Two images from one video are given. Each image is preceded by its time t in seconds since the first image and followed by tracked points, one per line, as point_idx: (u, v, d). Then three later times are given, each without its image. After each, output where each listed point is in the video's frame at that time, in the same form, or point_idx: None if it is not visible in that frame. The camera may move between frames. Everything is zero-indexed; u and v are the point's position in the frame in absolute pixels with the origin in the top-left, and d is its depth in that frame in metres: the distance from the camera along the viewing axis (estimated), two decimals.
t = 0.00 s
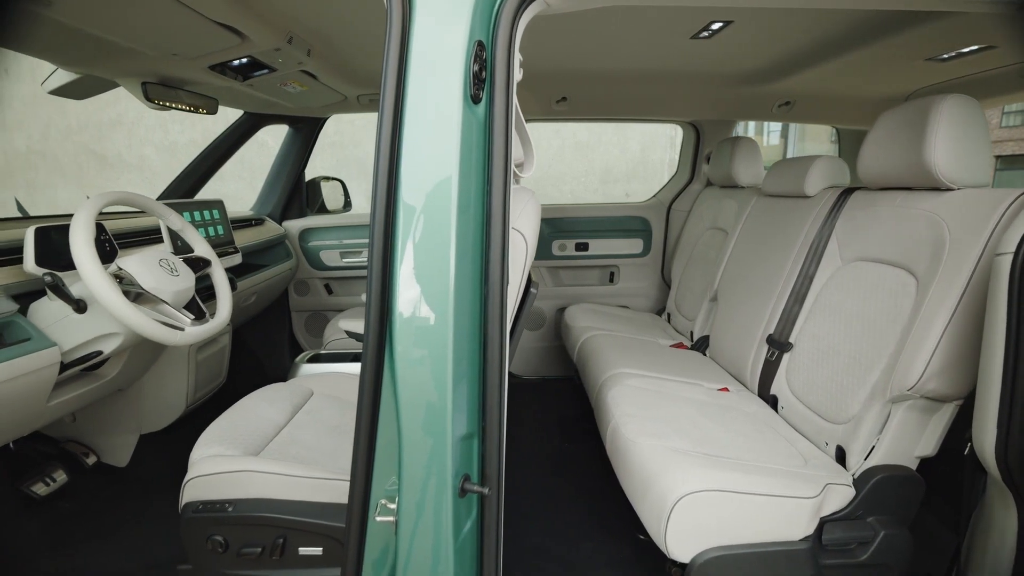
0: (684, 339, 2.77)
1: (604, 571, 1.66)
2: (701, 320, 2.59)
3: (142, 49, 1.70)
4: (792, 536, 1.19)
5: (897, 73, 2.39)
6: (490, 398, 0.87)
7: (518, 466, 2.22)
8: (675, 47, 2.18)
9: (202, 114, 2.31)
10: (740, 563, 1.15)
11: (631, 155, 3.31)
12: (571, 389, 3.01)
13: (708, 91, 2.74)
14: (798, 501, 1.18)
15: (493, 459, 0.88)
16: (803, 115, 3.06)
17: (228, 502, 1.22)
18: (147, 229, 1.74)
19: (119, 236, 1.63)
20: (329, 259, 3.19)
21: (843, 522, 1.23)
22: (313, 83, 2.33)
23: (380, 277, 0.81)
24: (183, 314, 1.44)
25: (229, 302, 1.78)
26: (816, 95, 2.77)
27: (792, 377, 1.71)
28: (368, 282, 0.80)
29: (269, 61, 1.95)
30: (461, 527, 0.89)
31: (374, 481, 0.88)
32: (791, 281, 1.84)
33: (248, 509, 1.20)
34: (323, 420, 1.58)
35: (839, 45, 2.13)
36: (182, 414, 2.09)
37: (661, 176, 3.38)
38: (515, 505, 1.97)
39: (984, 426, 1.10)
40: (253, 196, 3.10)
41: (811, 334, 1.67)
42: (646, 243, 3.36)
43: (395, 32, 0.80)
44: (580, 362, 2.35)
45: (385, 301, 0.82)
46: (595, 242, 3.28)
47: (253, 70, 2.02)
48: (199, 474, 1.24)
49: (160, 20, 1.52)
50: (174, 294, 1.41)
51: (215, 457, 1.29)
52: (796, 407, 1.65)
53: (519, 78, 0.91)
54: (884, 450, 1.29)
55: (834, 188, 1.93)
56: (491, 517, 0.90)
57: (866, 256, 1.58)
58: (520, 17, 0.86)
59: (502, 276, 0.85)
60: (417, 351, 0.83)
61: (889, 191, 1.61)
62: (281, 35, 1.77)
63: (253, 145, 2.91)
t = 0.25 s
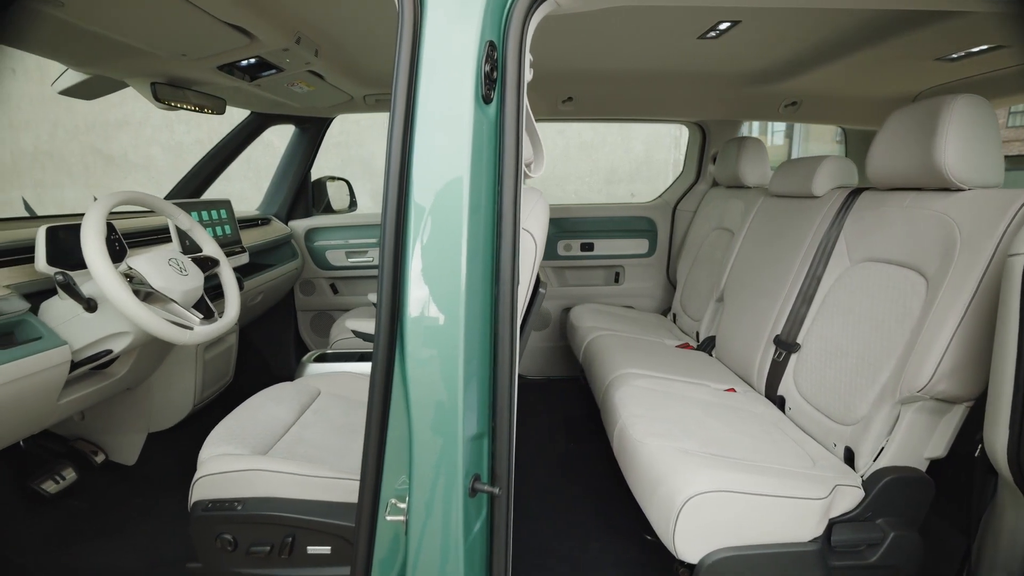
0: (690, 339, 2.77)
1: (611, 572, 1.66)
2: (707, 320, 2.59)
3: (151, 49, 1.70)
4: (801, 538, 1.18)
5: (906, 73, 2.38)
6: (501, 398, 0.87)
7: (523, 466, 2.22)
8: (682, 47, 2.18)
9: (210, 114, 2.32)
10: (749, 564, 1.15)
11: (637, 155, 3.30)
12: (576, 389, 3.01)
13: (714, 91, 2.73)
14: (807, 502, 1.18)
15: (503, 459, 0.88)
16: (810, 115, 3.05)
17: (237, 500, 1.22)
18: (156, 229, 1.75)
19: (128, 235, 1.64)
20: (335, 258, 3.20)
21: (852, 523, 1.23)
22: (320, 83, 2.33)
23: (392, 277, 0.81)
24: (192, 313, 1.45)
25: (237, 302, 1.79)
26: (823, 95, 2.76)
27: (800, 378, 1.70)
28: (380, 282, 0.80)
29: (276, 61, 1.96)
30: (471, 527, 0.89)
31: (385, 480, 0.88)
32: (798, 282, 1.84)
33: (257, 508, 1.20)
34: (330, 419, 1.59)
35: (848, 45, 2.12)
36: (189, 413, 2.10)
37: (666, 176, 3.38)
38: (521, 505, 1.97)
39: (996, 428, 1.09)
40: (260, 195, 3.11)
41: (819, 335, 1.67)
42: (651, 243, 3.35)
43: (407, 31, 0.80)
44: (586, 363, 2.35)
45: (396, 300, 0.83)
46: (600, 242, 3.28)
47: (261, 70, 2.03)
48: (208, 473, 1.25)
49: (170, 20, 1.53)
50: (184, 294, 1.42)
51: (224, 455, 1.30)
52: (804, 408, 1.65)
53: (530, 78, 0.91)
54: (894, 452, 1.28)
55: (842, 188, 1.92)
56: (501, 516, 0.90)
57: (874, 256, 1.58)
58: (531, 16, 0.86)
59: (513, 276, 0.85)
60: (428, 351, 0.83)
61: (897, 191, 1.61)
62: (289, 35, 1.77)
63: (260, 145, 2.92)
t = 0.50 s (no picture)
0: (695, 339, 2.76)
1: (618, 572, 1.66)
2: (713, 321, 2.58)
3: (160, 49, 1.71)
4: (810, 539, 1.18)
5: (914, 73, 2.37)
6: (511, 398, 0.87)
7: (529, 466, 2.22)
8: (689, 47, 2.17)
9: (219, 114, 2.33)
10: (758, 565, 1.15)
11: (642, 156, 3.29)
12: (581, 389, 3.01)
13: (721, 91, 2.73)
14: (816, 503, 1.17)
15: (513, 459, 0.88)
16: (817, 116, 3.04)
17: (246, 499, 1.23)
18: (164, 228, 1.75)
19: (137, 235, 1.65)
20: (341, 258, 3.21)
21: (861, 525, 1.22)
22: (327, 83, 2.34)
23: (403, 276, 0.81)
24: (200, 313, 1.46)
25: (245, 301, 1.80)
26: (830, 95, 2.75)
27: (808, 379, 1.70)
28: (391, 281, 0.80)
29: (284, 61, 1.97)
30: (481, 527, 0.89)
31: (395, 479, 0.88)
32: (806, 283, 1.83)
33: (266, 506, 1.21)
34: (338, 418, 1.59)
35: (857, 44, 2.11)
36: (197, 412, 2.10)
37: (672, 176, 3.37)
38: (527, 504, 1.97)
39: (1008, 430, 1.08)
40: (266, 195, 3.12)
41: (826, 336, 1.66)
42: (656, 244, 3.35)
43: (418, 32, 0.80)
44: (592, 363, 2.35)
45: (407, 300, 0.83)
46: (606, 242, 3.27)
47: (269, 70, 2.03)
48: (216, 472, 1.25)
49: (180, 20, 1.53)
50: (193, 293, 1.43)
51: (233, 454, 1.30)
52: (812, 409, 1.64)
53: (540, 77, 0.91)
54: (903, 453, 1.28)
55: (851, 189, 1.92)
56: (511, 516, 0.90)
57: (883, 257, 1.57)
58: (542, 17, 0.86)
59: (524, 276, 0.85)
60: (438, 351, 0.84)
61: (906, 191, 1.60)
62: (297, 35, 1.78)
63: (266, 145, 2.93)
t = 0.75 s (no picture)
0: (701, 340, 2.75)
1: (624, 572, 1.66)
2: (719, 321, 2.57)
3: (170, 50, 1.72)
4: (820, 540, 1.18)
5: (923, 73, 2.36)
6: (522, 397, 0.87)
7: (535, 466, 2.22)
8: (697, 47, 2.17)
9: (227, 113, 2.34)
10: (767, 566, 1.15)
11: (648, 156, 3.29)
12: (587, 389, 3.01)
13: (728, 91, 2.72)
14: (825, 504, 1.17)
15: (524, 459, 0.88)
16: (824, 115, 3.03)
17: (255, 498, 1.23)
18: (173, 228, 1.76)
19: (147, 234, 1.66)
20: (347, 258, 3.22)
21: (871, 527, 1.22)
22: (333, 83, 2.34)
23: (414, 275, 0.81)
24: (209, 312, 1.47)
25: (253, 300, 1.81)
26: (837, 95, 2.74)
27: (816, 380, 1.69)
28: (402, 280, 0.81)
29: (293, 62, 1.97)
30: (491, 526, 0.89)
31: (406, 479, 0.88)
32: (814, 283, 1.82)
33: (275, 505, 1.21)
34: (345, 418, 1.59)
35: (865, 44, 2.10)
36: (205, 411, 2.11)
37: (678, 176, 3.36)
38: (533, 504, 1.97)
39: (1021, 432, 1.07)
40: (273, 195, 3.13)
41: (835, 336, 1.65)
42: (662, 244, 3.34)
43: (430, 31, 0.80)
44: (598, 363, 2.35)
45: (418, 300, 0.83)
46: (612, 242, 3.27)
47: (277, 70, 2.04)
48: (225, 470, 1.25)
49: (190, 21, 1.54)
50: (202, 292, 1.43)
51: (242, 453, 1.31)
52: (820, 410, 1.64)
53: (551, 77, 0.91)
54: (913, 455, 1.27)
55: (859, 189, 1.91)
56: (521, 516, 0.90)
57: (892, 258, 1.57)
58: (553, 16, 0.86)
59: (535, 275, 0.85)
60: (449, 350, 0.84)
61: (916, 191, 1.59)
62: (305, 35, 1.78)
63: (273, 145, 2.94)
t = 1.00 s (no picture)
0: (709, 340, 2.74)
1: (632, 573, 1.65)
2: (726, 322, 2.56)
3: (181, 50, 1.73)
4: (831, 542, 1.17)
5: (933, 72, 2.35)
6: (534, 398, 0.87)
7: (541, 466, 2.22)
8: (706, 47, 2.17)
9: (236, 113, 2.35)
10: (777, 568, 1.15)
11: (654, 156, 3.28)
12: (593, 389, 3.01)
13: (736, 91, 2.71)
14: (837, 506, 1.16)
15: (536, 459, 0.88)
16: (832, 115, 3.02)
17: (266, 496, 1.23)
18: (184, 227, 1.77)
19: (158, 233, 1.67)
20: (353, 258, 3.22)
21: (882, 529, 1.21)
22: (342, 83, 2.35)
23: (427, 275, 0.82)
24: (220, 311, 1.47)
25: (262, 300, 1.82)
26: (846, 95, 2.73)
27: (825, 381, 1.69)
28: (415, 279, 0.81)
29: (302, 62, 1.98)
30: (503, 526, 0.89)
31: (418, 478, 0.89)
32: (823, 284, 1.82)
33: (286, 503, 1.21)
34: (354, 417, 1.60)
35: (875, 44, 2.09)
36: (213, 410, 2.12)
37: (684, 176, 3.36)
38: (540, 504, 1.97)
39: None
40: (280, 195, 3.15)
41: (845, 337, 1.65)
42: (669, 244, 3.34)
43: (443, 31, 0.80)
44: (605, 364, 2.35)
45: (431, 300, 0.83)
46: (618, 242, 3.27)
47: (286, 70, 2.05)
48: (236, 469, 1.26)
49: (202, 22, 1.55)
50: (213, 291, 1.44)
51: (252, 452, 1.31)
52: (830, 411, 1.63)
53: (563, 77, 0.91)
54: (925, 457, 1.26)
55: (869, 189, 1.90)
56: (533, 517, 0.90)
57: (904, 258, 1.56)
58: (567, 16, 0.86)
59: (547, 275, 0.85)
60: (462, 351, 0.84)
61: (927, 192, 1.59)
62: (315, 35, 1.79)
63: (281, 145, 2.95)
